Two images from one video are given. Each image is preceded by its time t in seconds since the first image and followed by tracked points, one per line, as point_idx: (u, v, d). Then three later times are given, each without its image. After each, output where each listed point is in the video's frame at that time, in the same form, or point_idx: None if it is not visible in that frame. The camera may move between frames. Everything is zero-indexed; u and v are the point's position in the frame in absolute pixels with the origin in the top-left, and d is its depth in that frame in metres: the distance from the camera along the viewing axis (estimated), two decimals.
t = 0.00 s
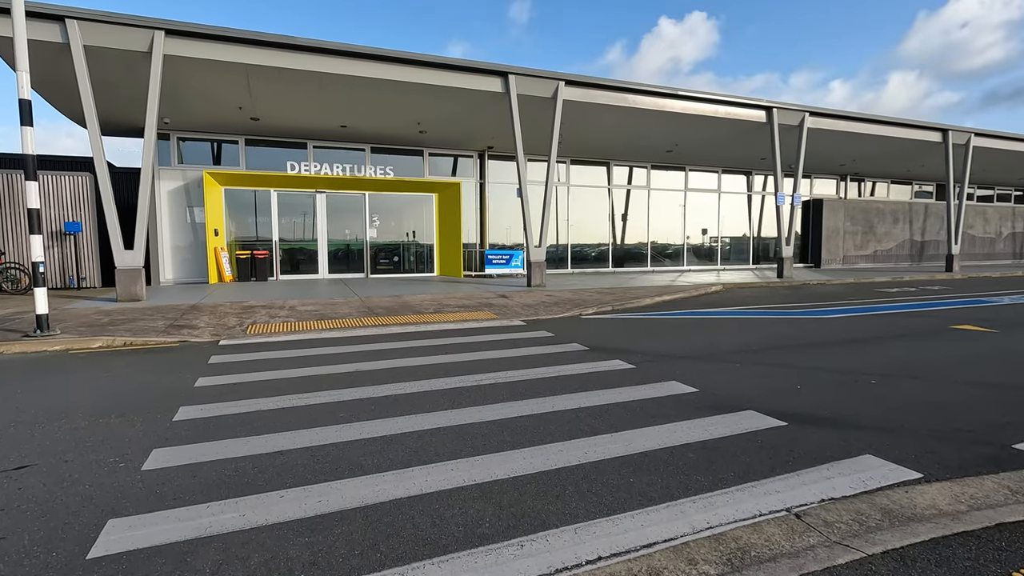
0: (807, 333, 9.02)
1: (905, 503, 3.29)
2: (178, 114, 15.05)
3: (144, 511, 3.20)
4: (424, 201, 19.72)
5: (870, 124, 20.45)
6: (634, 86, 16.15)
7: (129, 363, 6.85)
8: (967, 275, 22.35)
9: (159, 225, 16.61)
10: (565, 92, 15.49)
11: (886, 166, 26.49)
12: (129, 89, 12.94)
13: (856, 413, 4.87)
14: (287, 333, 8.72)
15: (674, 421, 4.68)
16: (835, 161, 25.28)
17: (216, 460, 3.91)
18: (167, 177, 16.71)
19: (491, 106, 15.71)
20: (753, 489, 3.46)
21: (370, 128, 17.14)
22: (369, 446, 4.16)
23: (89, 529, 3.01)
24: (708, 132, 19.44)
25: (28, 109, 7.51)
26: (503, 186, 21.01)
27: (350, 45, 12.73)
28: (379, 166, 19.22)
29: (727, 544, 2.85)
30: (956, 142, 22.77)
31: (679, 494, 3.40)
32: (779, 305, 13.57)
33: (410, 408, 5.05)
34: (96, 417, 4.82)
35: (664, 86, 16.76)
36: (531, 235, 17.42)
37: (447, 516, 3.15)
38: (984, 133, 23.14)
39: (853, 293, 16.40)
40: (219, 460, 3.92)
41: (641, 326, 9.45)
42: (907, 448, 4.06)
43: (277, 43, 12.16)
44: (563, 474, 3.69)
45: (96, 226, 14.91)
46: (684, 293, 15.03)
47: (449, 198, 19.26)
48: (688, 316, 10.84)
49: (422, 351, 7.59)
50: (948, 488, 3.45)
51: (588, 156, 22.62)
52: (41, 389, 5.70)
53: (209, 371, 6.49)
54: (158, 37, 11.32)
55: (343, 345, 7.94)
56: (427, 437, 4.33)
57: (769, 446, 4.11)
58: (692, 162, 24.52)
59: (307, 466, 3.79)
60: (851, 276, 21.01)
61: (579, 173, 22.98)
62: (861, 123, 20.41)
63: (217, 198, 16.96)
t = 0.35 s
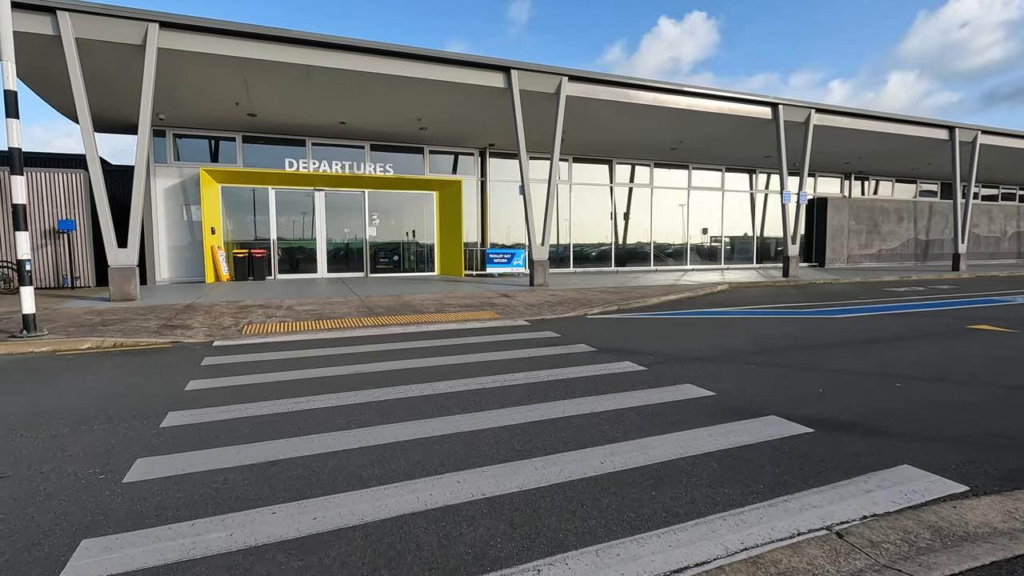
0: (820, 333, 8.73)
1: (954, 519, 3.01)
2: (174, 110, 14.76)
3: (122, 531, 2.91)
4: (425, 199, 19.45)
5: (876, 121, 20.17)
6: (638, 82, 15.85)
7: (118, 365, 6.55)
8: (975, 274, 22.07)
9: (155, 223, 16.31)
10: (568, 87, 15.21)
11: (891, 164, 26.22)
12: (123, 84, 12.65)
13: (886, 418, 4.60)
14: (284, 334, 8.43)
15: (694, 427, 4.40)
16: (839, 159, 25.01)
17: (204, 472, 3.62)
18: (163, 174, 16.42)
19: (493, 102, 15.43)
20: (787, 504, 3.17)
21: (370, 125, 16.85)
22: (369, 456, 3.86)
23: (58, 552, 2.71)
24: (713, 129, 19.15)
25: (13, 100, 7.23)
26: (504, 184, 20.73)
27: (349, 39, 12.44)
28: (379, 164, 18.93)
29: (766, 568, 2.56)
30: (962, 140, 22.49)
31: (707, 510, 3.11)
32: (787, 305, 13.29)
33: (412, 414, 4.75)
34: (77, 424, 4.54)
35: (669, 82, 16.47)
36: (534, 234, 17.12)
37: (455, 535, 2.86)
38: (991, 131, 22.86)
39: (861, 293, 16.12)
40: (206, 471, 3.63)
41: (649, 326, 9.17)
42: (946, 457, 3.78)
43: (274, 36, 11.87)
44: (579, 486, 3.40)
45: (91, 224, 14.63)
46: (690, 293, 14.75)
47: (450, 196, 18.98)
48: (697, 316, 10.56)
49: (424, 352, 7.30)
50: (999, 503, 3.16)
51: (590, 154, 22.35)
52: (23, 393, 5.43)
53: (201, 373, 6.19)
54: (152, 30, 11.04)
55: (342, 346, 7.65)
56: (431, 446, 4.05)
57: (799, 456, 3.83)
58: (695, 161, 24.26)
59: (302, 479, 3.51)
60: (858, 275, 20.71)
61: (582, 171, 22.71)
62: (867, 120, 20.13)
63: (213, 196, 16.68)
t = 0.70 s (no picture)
0: (833, 336, 8.49)
1: (1007, 545, 2.77)
2: (170, 109, 14.52)
3: (100, 560, 2.66)
4: (426, 199, 19.21)
5: (882, 120, 19.93)
6: (641, 80, 15.61)
7: (109, 371, 6.30)
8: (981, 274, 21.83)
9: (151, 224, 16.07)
10: (570, 85, 14.97)
11: (896, 163, 25.98)
12: (118, 82, 12.41)
13: (915, 429, 4.35)
14: (282, 338, 8.18)
15: (713, 439, 4.16)
16: (844, 158, 24.79)
17: (193, 491, 3.37)
18: (160, 174, 16.17)
19: (494, 100, 15.19)
20: (823, 527, 2.93)
21: (370, 124, 16.62)
22: (371, 472, 3.61)
23: None
24: (717, 128, 18.91)
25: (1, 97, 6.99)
26: (506, 184, 20.50)
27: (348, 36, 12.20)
28: (379, 163, 18.68)
29: None
30: (968, 139, 22.25)
31: (738, 535, 2.86)
32: (796, 306, 13.05)
33: (416, 424, 4.52)
34: (60, 436, 4.28)
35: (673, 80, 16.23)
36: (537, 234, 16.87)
37: (466, 565, 2.61)
38: (997, 130, 22.62)
39: (869, 294, 15.89)
40: (195, 491, 3.38)
41: (657, 329, 8.93)
42: (986, 474, 3.54)
43: (272, 33, 11.63)
44: (596, 507, 3.15)
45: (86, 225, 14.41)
46: (695, 294, 14.51)
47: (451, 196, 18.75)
48: (705, 319, 10.31)
49: (426, 357, 7.06)
50: None
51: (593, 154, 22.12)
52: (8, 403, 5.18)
53: (194, 381, 5.95)
54: (147, 27, 10.81)
55: (341, 351, 7.40)
56: (437, 460, 3.80)
57: (829, 471, 3.58)
58: (698, 160, 24.03)
59: (297, 499, 3.26)
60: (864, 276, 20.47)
61: (584, 171, 22.48)
62: (873, 119, 19.89)
63: (211, 197, 16.44)
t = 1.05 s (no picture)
0: (851, 336, 8.21)
1: None
2: (167, 105, 14.24)
3: None
4: (427, 198, 18.93)
5: (890, 117, 19.65)
6: (647, 75, 15.34)
7: (99, 373, 6.02)
8: (990, 273, 21.54)
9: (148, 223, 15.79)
10: (575, 81, 14.69)
11: (903, 161, 25.68)
12: (113, 77, 12.15)
13: (956, 436, 4.07)
14: (281, 339, 7.89)
15: (741, 447, 3.88)
16: (850, 156, 24.50)
17: (181, 507, 3.09)
18: (157, 172, 15.91)
19: (497, 96, 14.91)
20: (877, 548, 2.64)
21: (371, 121, 16.35)
22: (375, 485, 3.33)
23: None
24: (723, 125, 18.63)
25: None
26: (508, 182, 20.23)
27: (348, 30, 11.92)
28: (380, 161, 18.40)
29: None
30: (977, 136, 21.95)
31: (782, 557, 2.58)
32: (806, 305, 12.77)
33: (422, 431, 4.23)
34: (42, 444, 4.00)
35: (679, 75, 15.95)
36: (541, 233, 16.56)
37: None
38: (1006, 126, 22.32)
39: (879, 293, 15.61)
40: (184, 506, 3.10)
41: (669, 329, 8.66)
42: None
43: (270, 26, 11.35)
44: (623, 525, 2.87)
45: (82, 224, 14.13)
46: (703, 293, 14.22)
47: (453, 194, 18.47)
48: (716, 318, 10.03)
49: (431, 358, 6.78)
50: None
51: (596, 151, 21.85)
52: None
53: (189, 384, 5.66)
54: (143, 19, 10.54)
55: (342, 352, 7.12)
56: (444, 471, 3.52)
57: (872, 484, 3.30)
58: (703, 158, 23.76)
59: (296, 517, 2.97)
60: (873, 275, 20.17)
61: (587, 169, 22.20)
62: (881, 116, 19.61)
63: (209, 195, 16.15)
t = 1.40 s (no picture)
0: (868, 337, 7.96)
1: None
2: (164, 102, 13.98)
3: None
4: (428, 196, 18.67)
5: (897, 114, 19.39)
6: (653, 71, 15.08)
7: (89, 377, 5.75)
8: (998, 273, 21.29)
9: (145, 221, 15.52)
10: (579, 77, 14.43)
11: (908, 159, 25.42)
12: (108, 72, 11.88)
13: (998, 446, 3.82)
14: (279, 340, 7.63)
15: (771, 458, 3.63)
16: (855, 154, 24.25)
17: (167, 527, 2.82)
18: (154, 170, 15.64)
19: (500, 93, 14.65)
20: None
21: (371, 118, 16.09)
22: (381, 502, 3.07)
23: None
24: (728, 122, 18.38)
25: None
26: (510, 180, 19.98)
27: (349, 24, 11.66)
28: (380, 159, 18.14)
29: None
30: (984, 134, 21.69)
31: None
32: (816, 306, 12.52)
33: (428, 439, 3.97)
34: (22, 455, 3.73)
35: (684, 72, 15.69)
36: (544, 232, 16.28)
37: None
38: (1014, 124, 22.06)
39: (888, 292, 15.36)
40: (172, 526, 2.83)
41: (679, 330, 8.41)
42: None
43: (269, 20, 11.09)
44: (654, 548, 2.60)
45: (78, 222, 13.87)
46: (710, 293, 13.97)
47: (455, 193, 18.21)
48: (726, 319, 9.78)
49: (435, 361, 6.52)
50: None
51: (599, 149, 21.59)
52: None
53: (182, 388, 5.40)
54: (138, 12, 10.27)
55: (343, 355, 6.86)
56: (454, 486, 3.25)
57: (918, 500, 3.04)
58: (707, 156, 23.50)
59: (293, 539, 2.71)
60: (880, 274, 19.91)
61: (590, 167, 21.95)
62: (887, 114, 19.36)
63: (207, 193, 15.88)
